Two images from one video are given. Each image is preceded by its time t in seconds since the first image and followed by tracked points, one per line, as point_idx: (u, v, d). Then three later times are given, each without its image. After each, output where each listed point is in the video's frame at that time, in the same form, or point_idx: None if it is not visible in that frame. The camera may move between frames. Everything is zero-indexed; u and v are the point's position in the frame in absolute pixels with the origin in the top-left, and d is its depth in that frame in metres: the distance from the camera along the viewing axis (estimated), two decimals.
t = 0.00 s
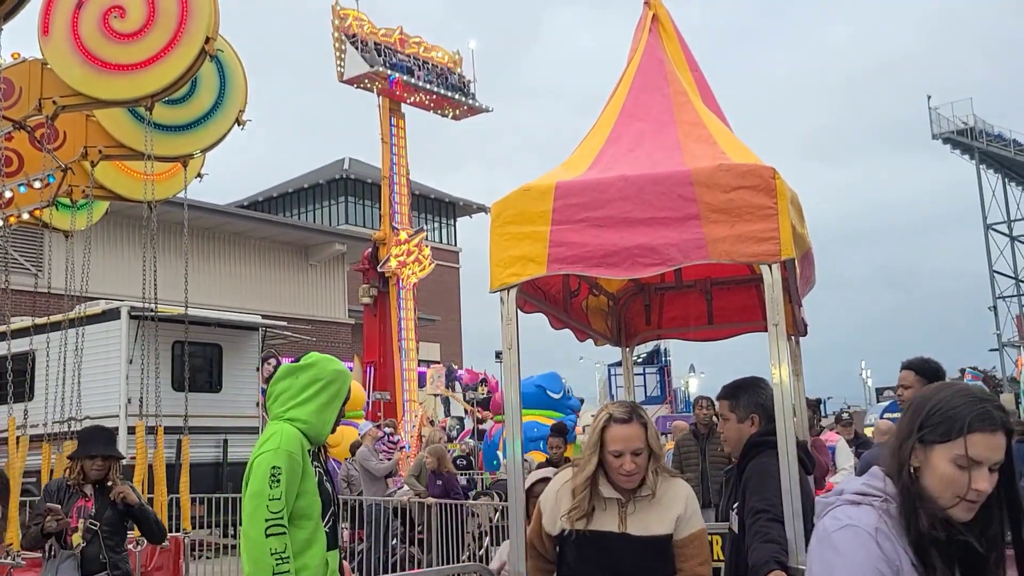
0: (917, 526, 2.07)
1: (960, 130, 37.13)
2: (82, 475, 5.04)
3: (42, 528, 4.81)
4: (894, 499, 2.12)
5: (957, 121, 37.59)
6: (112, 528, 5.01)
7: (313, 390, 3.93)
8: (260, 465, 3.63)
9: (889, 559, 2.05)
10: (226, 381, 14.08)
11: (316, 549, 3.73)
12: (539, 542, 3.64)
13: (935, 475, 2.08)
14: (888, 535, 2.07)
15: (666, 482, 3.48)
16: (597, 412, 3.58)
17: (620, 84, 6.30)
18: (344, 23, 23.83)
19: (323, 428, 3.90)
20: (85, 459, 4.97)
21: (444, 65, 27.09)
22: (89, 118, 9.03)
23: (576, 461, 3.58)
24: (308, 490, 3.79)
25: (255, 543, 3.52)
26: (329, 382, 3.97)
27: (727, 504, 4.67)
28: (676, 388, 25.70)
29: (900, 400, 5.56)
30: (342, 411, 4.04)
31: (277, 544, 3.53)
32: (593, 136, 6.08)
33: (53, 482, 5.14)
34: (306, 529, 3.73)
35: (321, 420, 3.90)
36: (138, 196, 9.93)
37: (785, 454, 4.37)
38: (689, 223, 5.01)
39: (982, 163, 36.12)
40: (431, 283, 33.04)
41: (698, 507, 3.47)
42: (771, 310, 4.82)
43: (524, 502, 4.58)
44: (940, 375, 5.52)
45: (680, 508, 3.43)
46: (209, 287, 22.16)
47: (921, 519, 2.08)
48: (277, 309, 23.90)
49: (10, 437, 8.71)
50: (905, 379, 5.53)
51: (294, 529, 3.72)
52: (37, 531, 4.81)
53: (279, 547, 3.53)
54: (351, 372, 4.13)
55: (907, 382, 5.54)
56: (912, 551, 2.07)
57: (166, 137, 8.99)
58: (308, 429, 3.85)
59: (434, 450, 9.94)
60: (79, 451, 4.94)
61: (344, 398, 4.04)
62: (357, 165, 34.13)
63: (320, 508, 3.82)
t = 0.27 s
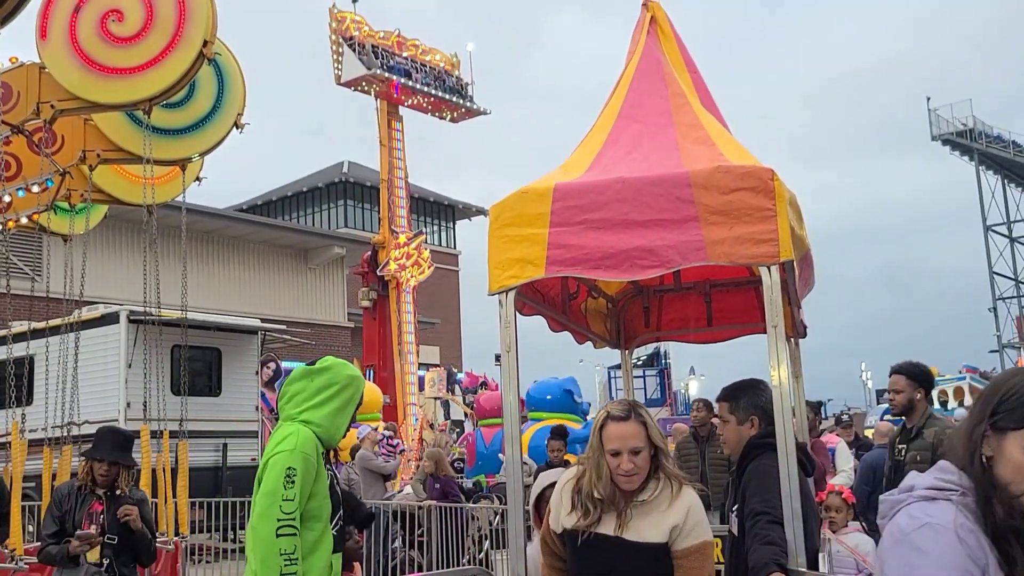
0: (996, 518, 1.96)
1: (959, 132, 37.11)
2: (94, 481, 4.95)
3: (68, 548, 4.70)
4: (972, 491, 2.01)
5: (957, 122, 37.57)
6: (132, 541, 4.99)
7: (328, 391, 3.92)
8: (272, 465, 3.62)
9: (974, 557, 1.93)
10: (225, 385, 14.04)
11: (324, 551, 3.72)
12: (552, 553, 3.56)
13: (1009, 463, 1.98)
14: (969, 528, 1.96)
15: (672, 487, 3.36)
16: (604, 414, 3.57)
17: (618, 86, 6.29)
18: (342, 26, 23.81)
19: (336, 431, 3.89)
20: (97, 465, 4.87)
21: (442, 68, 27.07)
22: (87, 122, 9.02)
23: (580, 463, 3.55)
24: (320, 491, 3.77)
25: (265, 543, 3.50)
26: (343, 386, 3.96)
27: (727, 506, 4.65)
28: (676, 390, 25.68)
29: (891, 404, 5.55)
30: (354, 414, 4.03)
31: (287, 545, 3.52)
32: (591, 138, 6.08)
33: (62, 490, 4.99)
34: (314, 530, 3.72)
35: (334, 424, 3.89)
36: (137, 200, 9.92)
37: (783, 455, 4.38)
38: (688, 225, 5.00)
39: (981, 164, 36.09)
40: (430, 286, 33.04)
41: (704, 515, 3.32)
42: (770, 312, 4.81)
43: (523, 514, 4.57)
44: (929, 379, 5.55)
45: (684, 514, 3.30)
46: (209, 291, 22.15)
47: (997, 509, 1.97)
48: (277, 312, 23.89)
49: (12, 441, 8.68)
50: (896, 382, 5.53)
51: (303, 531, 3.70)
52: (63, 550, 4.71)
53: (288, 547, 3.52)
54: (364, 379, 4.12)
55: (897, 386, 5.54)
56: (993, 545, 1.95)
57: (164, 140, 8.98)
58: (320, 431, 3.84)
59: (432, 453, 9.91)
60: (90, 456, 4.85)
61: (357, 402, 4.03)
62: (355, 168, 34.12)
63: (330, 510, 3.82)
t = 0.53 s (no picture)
0: None
1: (958, 130, 37.14)
2: (103, 485, 4.88)
3: (94, 550, 4.60)
4: None
5: (955, 120, 37.61)
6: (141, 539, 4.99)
7: (330, 393, 3.91)
8: (277, 467, 3.60)
9: None
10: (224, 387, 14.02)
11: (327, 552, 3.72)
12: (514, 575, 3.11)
13: None
14: None
15: (644, 494, 2.89)
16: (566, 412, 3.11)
17: (615, 86, 6.28)
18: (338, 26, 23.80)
19: (338, 433, 3.88)
20: (110, 468, 4.84)
21: (438, 68, 27.06)
22: (84, 123, 9.00)
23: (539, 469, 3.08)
24: (322, 493, 3.76)
25: (271, 544, 3.50)
26: (345, 389, 3.95)
27: (726, 505, 4.63)
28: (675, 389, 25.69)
29: (887, 404, 5.53)
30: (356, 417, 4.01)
31: (291, 545, 3.51)
32: (588, 138, 6.07)
33: (65, 495, 4.83)
34: (318, 531, 3.72)
35: (337, 425, 3.87)
36: (135, 201, 9.90)
37: (783, 454, 4.37)
38: (686, 224, 4.99)
39: (979, 162, 36.11)
40: (429, 287, 33.03)
41: (679, 527, 2.85)
42: (769, 311, 4.79)
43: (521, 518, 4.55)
44: (924, 377, 5.52)
45: (658, 525, 2.83)
46: (207, 292, 22.13)
47: None
48: (275, 313, 23.88)
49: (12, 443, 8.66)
50: (893, 382, 5.50)
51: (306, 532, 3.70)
52: (91, 552, 4.61)
53: (293, 548, 3.52)
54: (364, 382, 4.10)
55: (894, 385, 5.51)
56: None
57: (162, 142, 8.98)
58: (323, 433, 3.83)
59: (431, 454, 9.90)
60: (105, 458, 4.79)
61: (358, 405, 4.02)
62: (353, 169, 34.11)
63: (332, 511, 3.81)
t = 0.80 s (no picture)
0: None
1: (957, 131, 37.16)
2: (115, 477, 4.65)
3: (114, 543, 4.35)
4: None
5: (954, 120, 37.65)
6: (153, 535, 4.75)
7: (326, 394, 3.89)
8: (273, 467, 3.57)
9: None
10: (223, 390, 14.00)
11: (324, 553, 3.71)
12: (470, 575, 2.95)
13: None
14: None
15: (626, 489, 2.83)
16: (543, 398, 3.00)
17: (613, 86, 6.26)
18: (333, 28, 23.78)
19: (333, 434, 3.87)
20: (127, 458, 4.63)
21: (434, 69, 27.05)
22: (81, 126, 8.98)
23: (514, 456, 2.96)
24: (319, 494, 3.75)
25: (268, 545, 3.47)
26: (340, 391, 3.93)
27: (726, 507, 4.61)
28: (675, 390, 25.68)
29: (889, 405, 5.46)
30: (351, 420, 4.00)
31: (289, 546, 3.50)
32: (585, 139, 6.05)
33: (78, 486, 4.57)
34: (315, 532, 3.71)
35: (331, 427, 3.86)
36: (134, 205, 9.90)
37: (782, 456, 4.34)
38: (684, 225, 4.97)
39: (978, 163, 36.13)
40: (428, 289, 33.02)
41: (662, 524, 2.80)
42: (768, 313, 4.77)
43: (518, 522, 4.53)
44: (927, 378, 5.43)
45: (644, 523, 2.77)
46: (206, 295, 22.11)
47: None
48: (275, 316, 23.86)
49: (11, 447, 8.63)
50: (894, 383, 5.44)
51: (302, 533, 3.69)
52: (111, 545, 4.37)
53: (292, 549, 3.50)
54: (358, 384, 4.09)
55: (896, 387, 5.44)
56: None
57: (159, 144, 8.97)
58: (318, 435, 3.81)
59: (429, 457, 9.87)
60: (123, 448, 4.59)
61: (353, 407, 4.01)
62: (352, 171, 34.11)
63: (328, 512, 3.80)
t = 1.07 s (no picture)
0: None
1: (956, 134, 37.23)
2: (134, 479, 4.60)
3: (131, 543, 4.30)
4: None
5: (953, 123, 37.71)
6: (172, 539, 4.68)
7: (325, 396, 3.91)
8: (273, 468, 3.59)
9: None
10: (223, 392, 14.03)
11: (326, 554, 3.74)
12: None
13: None
14: None
15: (643, 501, 2.66)
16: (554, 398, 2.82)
17: (612, 90, 6.28)
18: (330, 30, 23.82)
19: (332, 437, 3.89)
20: (142, 460, 4.57)
21: (432, 72, 27.10)
22: (82, 129, 9.01)
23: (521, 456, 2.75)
24: (320, 495, 3.78)
25: (271, 545, 3.50)
26: (337, 393, 3.95)
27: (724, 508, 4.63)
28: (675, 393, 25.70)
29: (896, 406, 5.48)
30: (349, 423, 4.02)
31: (293, 546, 3.53)
32: (584, 142, 6.07)
33: (96, 489, 4.54)
34: (317, 533, 3.74)
35: (330, 430, 3.89)
36: (135, 208, 9.94)
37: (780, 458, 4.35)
38: (683, 228, 4.99)
39: (977, 166, 36.18)
40: (429, 292, 33.06)
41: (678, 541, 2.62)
42: (766, 315, 4.79)
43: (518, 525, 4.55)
44: (933, 378, 5.45)
45: (662, 540, 2.60)
46: (207, 298, 22.14)
47: None
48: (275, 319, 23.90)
49: (12, 449, 8.66)
50: (901, 384, 5.44)
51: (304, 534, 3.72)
52: (128, 544, 4.31)
53: (295, 549, 3.54)
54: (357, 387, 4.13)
55: (902, 387, 5.46)
56: None
57: (160, 147, 9.00)
58: (317, 437, 3.84)
59: (428, 460, 9.88)
60: (137, 450, 4.52)
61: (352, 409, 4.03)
62: (353, 174, 34.16)
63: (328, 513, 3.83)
